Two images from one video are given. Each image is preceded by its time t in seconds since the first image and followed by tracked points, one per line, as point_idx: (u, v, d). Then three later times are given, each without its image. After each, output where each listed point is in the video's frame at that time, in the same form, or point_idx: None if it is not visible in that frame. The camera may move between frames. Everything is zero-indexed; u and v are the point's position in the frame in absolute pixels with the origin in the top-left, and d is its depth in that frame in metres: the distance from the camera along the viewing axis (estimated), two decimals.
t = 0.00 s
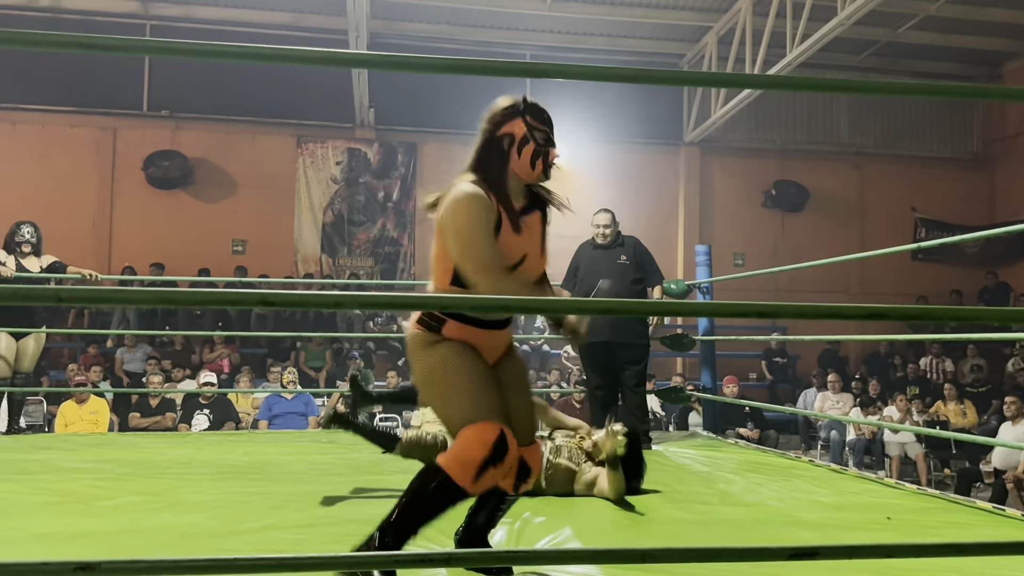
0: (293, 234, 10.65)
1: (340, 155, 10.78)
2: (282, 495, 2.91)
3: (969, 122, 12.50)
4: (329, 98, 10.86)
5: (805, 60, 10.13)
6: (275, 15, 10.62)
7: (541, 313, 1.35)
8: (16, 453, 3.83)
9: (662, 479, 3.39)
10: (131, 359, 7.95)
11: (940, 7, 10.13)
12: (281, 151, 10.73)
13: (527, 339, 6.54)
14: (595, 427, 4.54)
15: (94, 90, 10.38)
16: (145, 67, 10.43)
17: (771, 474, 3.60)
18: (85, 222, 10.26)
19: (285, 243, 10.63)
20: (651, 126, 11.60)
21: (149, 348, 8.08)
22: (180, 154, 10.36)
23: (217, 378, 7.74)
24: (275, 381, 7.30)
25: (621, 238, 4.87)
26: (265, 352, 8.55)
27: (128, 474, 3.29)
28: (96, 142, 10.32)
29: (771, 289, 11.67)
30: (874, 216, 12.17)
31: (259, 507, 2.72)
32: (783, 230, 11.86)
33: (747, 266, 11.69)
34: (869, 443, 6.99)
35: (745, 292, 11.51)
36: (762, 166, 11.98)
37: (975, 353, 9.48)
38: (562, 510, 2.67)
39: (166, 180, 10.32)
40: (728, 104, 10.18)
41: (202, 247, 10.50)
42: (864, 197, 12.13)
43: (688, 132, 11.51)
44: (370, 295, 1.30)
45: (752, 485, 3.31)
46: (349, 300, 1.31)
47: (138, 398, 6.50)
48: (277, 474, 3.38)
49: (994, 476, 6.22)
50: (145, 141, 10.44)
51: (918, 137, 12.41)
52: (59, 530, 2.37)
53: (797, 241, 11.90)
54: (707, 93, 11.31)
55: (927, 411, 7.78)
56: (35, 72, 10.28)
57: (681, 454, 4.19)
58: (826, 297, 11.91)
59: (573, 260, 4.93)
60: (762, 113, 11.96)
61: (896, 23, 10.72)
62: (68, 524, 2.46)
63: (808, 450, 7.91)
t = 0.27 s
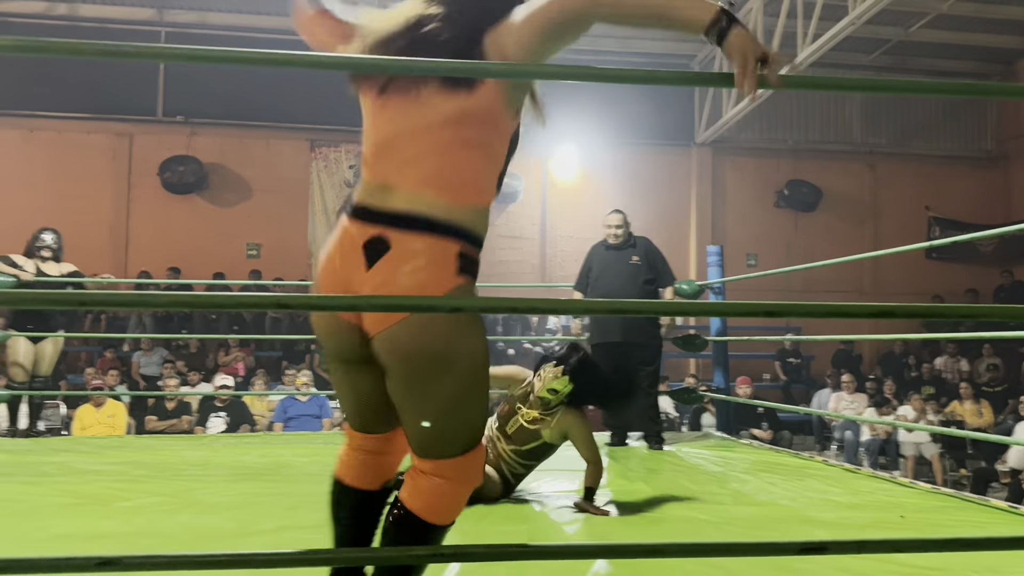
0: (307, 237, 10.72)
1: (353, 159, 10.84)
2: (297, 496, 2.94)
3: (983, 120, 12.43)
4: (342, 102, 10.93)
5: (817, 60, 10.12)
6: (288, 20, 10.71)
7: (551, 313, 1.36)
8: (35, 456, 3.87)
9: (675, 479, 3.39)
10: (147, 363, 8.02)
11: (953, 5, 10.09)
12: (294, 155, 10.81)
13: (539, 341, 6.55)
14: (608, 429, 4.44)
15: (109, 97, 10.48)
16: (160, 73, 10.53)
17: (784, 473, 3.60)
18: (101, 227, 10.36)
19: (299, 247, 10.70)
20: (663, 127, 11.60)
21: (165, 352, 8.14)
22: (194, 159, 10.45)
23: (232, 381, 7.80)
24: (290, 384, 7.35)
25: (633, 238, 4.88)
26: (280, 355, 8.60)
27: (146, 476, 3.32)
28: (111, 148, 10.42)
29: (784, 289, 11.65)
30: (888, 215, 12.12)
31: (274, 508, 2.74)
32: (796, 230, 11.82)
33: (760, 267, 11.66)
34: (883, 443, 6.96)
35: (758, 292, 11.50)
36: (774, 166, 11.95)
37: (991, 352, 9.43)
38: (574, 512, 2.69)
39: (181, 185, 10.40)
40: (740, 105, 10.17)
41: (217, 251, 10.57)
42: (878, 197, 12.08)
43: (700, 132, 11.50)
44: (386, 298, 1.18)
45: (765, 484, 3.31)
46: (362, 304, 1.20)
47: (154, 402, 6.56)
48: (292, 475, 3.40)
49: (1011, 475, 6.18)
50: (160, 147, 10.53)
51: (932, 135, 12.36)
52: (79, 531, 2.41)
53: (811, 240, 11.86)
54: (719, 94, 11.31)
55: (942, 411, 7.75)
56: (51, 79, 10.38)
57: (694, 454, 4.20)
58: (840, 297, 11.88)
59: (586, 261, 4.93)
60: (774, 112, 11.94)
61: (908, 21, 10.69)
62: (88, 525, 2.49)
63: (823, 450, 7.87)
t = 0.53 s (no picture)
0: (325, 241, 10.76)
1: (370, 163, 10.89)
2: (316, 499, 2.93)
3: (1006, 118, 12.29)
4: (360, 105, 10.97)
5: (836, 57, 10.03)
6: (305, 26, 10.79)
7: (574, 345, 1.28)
8: (57, 460, 3.90)
9: (695, 482, 3.36)
10: (167, 367, 8.05)
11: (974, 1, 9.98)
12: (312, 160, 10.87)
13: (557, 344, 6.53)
14: (627, 431, 4.42)
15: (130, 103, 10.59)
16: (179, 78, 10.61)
17: (805, 476, 3.56)
18: (121, 232, 10.45)
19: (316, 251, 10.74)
20: (681, 127, 11.54)
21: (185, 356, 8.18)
22: (213, 164, 10.52)
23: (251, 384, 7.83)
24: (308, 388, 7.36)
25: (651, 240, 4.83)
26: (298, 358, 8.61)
27: (165, 480, 3.33)
28: (131, 154, 10.52)
29: (805, 290, 11.54)
30: (911, 214, 11.97)
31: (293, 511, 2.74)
32: (817, 230, 11.72)
33: (781, 267, 11.55)
34: (907, 445, 6.86)
35: (778, 293, 11.40)
36: (794, 165, 11.86)
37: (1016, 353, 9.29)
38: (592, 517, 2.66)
39: (201, 190, 10.48)
40: (758, 104, 10.10)
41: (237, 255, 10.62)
42: (899, 196, 11.95)
43: (718, 133, 11.44)
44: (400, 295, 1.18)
45: (786, 487, 3.27)
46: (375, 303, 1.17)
47: (174, 405, 6.59)
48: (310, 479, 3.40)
49: None
50: (179, 152, 10.61)
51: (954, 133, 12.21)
52: (99, 534, 2.41)
53: (831, 240, 11.75)
54: (737, 93, 11.25)
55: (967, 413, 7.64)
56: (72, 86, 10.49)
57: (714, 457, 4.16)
58: (862, 297, 11.75)
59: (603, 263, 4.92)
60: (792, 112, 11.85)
61: (929, 18, 10.59)
62: (107, 528, 2.50)
63: (845, 453, 7.78)
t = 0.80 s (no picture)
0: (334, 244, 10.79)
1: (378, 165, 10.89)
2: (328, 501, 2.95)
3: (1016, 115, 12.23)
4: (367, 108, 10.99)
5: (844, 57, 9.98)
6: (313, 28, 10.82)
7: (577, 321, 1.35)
8: (71, 463, 3.92)
9: (705, 483, 3.36)
10: (178, 370, 8.10)
11: None
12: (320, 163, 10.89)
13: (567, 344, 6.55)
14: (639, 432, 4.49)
15: (139, 107, 10.64)
16: (187, 83, 10.65)
17: (816, 476, 3.55)
18: (132, 236, 10.50)
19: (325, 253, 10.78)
20: (689, 127, 11.52)
21: (195, 359, 8.22)
22: (222, 168, 10.56)
23: (261, 387, 7.85)
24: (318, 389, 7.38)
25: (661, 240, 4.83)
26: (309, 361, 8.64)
27: (178, 482, 3.35)
28: (141, 158, 10.56)
29: (815, 290, 11.52)
30: (920, 213, 11.93)
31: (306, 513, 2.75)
32: (826, 229, 11.69)
33: (790, 267, 11.53)
34: (918, 445, 6.83)
35: (787, 293, 11.38)
36: (803, 165, 11.82)
37: None
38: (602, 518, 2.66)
39: (210, 193, 10.52)
40: (766, 104, 10.07)
41: (247, 258, 10.67)
42: (909, 195, 11.91)
43: (726, 132, 11.40)
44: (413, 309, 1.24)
45: (797, 488, 3.27)
46: (391, 315, 1.23)
47: (185, 408, 6.63)
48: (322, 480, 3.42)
49: None
50: (188, 156, 10.66)
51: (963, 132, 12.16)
52: (113, 536, 2.43)
53: (840, 239, 11.72)
54: (745, 93, 11.21)
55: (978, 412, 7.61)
56: (82, 90, 10.54)
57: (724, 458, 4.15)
58: (872, 296, 11.71)
59: (613, 262, 4.93)
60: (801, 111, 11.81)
61: (938, 17, 10.53)
62: (121, 530, 2.52)
63: (856, 453, 7.75)
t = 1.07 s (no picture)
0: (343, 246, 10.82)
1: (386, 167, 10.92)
2: (339, 501, 2.97)
3: None
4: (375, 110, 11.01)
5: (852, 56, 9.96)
6: (321, 31, 10.85)
7: (592, 322, 1.37)
8: (82, 464, 3.95)
9: (714, 483, 3.36)
10: (188, 371, 8.14)
11: None
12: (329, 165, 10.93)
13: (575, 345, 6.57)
14: (645, 433, 4.45)
15: (148, 110, 10.69)
16: (196, 86, 10.69)
17: (826, 476, 3.56)
18: (142, 238, 10.55)
19: (333, 255, 10.81)
20: (697, 127, 11.50)
21: (205, 360, 8.26)
22: (232, 170, 10.61)
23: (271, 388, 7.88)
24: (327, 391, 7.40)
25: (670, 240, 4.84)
26: (318, 361, 8.66)
27: (189, 483, 3.37)
28: (150, 161, 10.61)
29: (824, 290, 11.50)
30: (929, 213, 11.90)
31: (317, 513, 2.77)
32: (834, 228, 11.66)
33: (798, 267, 11.52)
34: (928, 445, 6.82)
35: (796, 293, 11.36)
36: (811, 164, 11.80)
37: None
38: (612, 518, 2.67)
39: (219, 196, 10.56)
40: (775, 103, 10.06)
41: (256, 260, 10.71)
42: (918, 194, 11.88)
43: (734, 132, 11.39)
44: (423, 310, 1.34)
45: (807, 487, 3.27)
46: (403, 315, 1.34)
47: (196, 409, 6.66)
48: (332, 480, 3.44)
49: None
50: (198, 159, 10.72)
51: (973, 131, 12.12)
52: (126, 537, 2.45)
53: (849, 239, 11.69)
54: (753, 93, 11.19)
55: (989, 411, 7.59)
56: (92, 93, 10.59)
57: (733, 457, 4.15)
58: (881, 296, 11.68)
59: (622, 262, 4.95)
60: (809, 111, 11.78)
61: (947, 15, 10.51)
62: (133, 531, 2.54)
63: (866, 453, 7.74)
